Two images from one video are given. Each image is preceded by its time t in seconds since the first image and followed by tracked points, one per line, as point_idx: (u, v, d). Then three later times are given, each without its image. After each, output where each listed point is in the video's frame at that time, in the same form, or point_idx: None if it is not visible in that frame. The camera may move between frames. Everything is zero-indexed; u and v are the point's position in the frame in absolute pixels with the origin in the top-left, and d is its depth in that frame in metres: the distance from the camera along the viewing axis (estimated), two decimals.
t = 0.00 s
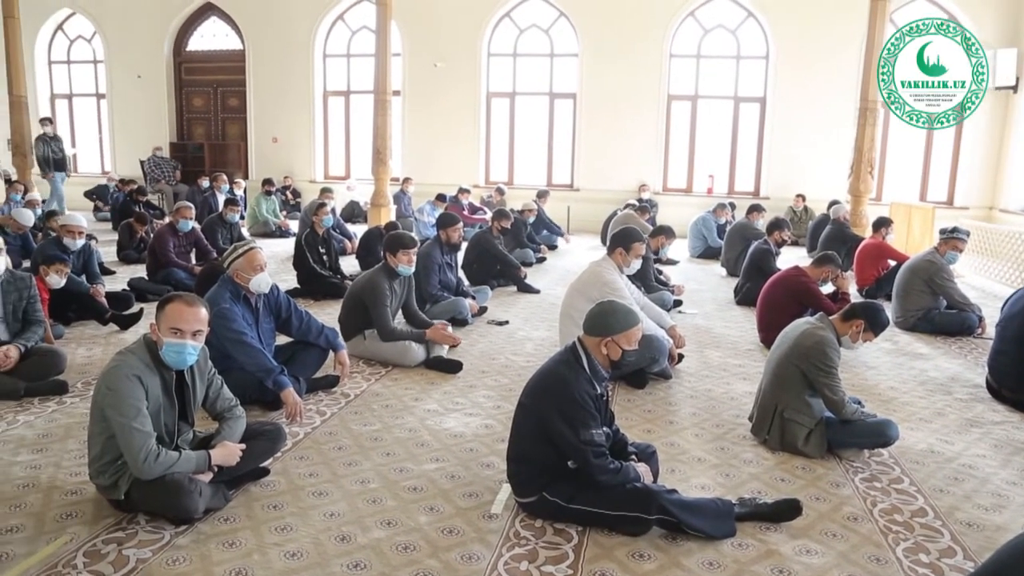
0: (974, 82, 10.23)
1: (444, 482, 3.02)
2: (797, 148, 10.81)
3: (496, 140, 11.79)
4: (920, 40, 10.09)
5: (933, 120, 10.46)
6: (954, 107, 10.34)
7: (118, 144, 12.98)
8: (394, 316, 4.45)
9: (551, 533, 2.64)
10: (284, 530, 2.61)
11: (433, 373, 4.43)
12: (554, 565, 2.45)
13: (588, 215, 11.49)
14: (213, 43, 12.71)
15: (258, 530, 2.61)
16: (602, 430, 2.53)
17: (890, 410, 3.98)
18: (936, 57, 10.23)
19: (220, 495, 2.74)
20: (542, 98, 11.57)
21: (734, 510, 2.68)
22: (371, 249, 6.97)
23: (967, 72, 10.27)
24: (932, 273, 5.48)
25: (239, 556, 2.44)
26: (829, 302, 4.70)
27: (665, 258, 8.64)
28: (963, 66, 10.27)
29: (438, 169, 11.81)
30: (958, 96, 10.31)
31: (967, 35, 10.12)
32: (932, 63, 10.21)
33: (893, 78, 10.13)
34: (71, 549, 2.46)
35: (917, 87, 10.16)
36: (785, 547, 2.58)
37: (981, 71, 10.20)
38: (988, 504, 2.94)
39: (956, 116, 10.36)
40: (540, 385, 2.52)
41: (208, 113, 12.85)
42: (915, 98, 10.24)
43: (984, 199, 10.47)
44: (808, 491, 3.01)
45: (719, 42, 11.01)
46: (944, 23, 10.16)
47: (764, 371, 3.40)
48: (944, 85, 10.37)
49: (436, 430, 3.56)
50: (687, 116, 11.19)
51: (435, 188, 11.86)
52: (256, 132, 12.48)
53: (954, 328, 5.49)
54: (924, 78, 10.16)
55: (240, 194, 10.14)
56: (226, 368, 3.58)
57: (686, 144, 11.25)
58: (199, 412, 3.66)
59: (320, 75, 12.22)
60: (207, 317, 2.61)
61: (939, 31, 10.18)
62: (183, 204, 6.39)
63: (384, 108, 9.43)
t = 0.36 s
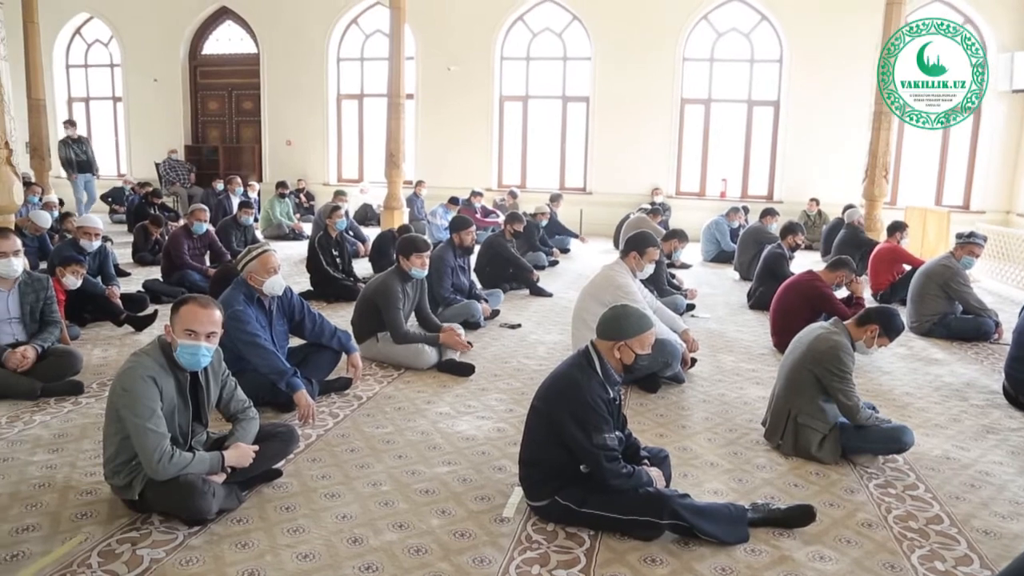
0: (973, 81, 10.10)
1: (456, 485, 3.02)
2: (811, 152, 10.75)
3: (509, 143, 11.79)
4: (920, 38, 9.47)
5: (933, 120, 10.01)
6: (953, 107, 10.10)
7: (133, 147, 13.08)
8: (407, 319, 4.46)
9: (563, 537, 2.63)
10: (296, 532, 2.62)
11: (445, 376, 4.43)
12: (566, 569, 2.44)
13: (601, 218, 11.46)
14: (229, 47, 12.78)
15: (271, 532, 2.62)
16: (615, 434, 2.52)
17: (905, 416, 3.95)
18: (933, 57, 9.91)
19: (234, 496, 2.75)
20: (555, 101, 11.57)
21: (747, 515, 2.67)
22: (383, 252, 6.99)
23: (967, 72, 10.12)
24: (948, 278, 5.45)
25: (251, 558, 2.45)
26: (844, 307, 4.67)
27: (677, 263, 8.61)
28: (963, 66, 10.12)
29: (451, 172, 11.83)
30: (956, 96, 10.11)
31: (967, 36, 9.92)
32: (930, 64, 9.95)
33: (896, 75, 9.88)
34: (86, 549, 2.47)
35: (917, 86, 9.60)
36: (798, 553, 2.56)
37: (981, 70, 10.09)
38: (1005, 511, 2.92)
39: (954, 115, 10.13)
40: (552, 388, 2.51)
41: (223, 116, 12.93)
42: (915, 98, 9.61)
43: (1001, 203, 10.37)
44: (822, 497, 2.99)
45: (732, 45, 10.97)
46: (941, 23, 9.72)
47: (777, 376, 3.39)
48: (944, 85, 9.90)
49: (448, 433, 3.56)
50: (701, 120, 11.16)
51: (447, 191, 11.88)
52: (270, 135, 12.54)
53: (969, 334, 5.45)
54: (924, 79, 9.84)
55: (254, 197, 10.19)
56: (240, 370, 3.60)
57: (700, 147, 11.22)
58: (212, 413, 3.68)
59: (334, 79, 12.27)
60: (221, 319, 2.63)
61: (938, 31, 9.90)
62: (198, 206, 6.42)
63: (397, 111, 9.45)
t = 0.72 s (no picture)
0: (973, 81, 10.22)
1: (468, 489, 3.02)
2: (825, 156, 10.71)
3: (522, 147, 11.80)
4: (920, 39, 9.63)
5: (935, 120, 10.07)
6: (953, 106, 10.19)
7: (148, 150, 13.19)
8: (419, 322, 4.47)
9: (574, 542, 2.63)
10: (308, 535, 2.62)
11: (457, 379, 4.43)
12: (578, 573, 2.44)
13: (614, 222, 11.45)
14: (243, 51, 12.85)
15: (283, 534, 2.62)
16: (627, 438, 2.51)
17: (920, 422, 3.92)
18: (935, 57, 10.00)
19: (246, 498, 2.76)
20: (567, 105, 11.57)
21: (760, 521, 2.65)
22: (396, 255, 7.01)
23: (967, 72, 10.24)
24: (964, 283, 5.41)
25: (263, 560, 2.46)
26: (858, 312, 4.65)
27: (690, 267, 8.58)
28: (964, 66, 10.23)
29: (463, 176, 11.86)
30: (957, 96, 10.23)
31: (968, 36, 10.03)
32: (932, 64, 9.97)
33: (892, 78, 10.17)
34: (100, 549, 2.48)
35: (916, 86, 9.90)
36: (812, 559, 2.55)
37: (981, 71, 10.21)
38: (1021, 519, 2.89)
39: (955, 115, 10.21)
40: (565, 392, 2.51)
41: (238, 120, 13.00)
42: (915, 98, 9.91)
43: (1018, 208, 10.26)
44: (836, 503, 2.97)
45: (746, 49, 10.95)
46: (942, 24, 9.89)
47: (791, 381, 3.37)
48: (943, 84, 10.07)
49: (460, 436, 3.56)
50: (714, 123, 11.13)
51: (460, 195, 11.90)
52: (283, 139, 12.61)
53: (985, 339, 5.40)
54: (924, 78, 9.93)
55: (267, 200, 10.23)
56: (253, 373, 3.62)
57: (713, 151, 11.19)
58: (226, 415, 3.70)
59: (347, 83, 12.31)
60: (235, 322, 2.64)
61: (940, 31, 9.99)
62: (212, 209, 6.46)
63: (410, 115, 9.47)
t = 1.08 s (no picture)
0: (973, 81, 10.14)
1: (479, 492, 3.02)
2: (839, 160, 10.65)
3: (534, 150, 11.81)
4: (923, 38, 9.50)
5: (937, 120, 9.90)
6: (955, 107, 10.00)
7: (163, 153, 13.28)
8: (431, 325, 4.48)
9: (586, 546, 2.62)
10: (320, 537, 2.63)
11: (469, 383, 4.44)
12: None
13: (626, 226, 11.43)
14: (257, 55, 12.91)
15: (295, 536, 2.63)
16: (640, 443, 2.51)
17: (935, 428, 3.89)
18: (935, 57, 9.84)
19: (259, 500, 2.77)
20: (580, 109, 11.57)
21: (773, 527, 2.64)
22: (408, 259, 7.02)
23: (967, 72, 10.14)
24: (979, 288, 5.38)
25: (276, 561, 2.47)
26: (871, 316, 4.62)
27: (703, 271, 8.56)
28: (963, 66, 10.12)
29: (475, 180, 11.87)
30: (957, 96, 10.05)
31: (968, 35, 9.90)
32: (932, 64, 9.85)
33: (892, 78, 10.25)
34: (114, 550, 2.50)
35: (918, 87, 9.87)
36: (825, 566, 2.53)
37: (981, 71, 10.12)
38: None
39: (957, 115, 10.01)
40: (577, 396, 2.51)
41: (251, 123, 13.06)
42: (916, 98, 9.87)
43: None
44: (850, 509, 2.95)
45: (759, 52, 10.91)
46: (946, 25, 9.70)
47: (804, 387, 3.36)
48: (944, 85, 9.96)
49: (472, 440, 3.56)
50: (727, 127, 11.10)
51: (472, 199, 11.92)
52: (297, 142, 12.67)
53: (1001, 345, 5.36)
54: (924, 78, 9.89)
55: (281, 203, 10.28)
56: (266, 375, 3.63)
57: (725, 155, 11.16)
58: (239, 417, 3.72)
59: (360, 87, 12.36)
60: (248, 324, 2.65)
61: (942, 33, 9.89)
62: (225, 212, 6.49)
63: (423, 119, 9.48)
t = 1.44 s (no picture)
0: (973, 82, 10.01)
1: (491, 495, 3.02)
2: (853, 163, 10.60)
3: (546, 154, 11.81)
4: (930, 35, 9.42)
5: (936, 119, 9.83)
6: (954, 106, 9.94)
7: (178, 156, 13.37)
8: (443, 329, 4.48)
9: (597, 550, 2.62)
10: (332, 539, 2.63)
11: (481, 386, 4.44)
12: None
13: (638, 229, 11.41)
14: (271, 59, 12.98)
15: (307, 538, 2.64)
16: (652, 447, 2.50)
17: (950, 434, 3.86)
18: (936, 56, 9.89)
19: (271, 502, 2.78)
20: (592, 112, 11.57)
21: (786, 532, 2.62)
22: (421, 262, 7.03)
23: (967, 72, 10.01)
24: (995, 293, 5.33)
25: (288, 563, 2.48)
26: (885, 321, 4.59)
27: (716, 275, 8.53)
28: (963, 66, 9.99)
29: (488, 183, 11.89)
30: (957, 96, 9.96)
31: (968, 36, 9.81)
32: (932, 63, 9.94)
33: (891, 78, 10.29)
34: (128, 550, 2.51)
35: (920, 88, 10.06)
36: (838, 572, 2.51)
37: (981, 71, 9.98)
38: None
39: (957, 114, 9.96)
40: (589, 400, 2.50)
41: (265, 127, 13.13)
42: (918, 99, 10.10)
43: None
44: (863, 515, 2.94)
45: (772, 55, 10.88)
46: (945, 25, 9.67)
47: (817, 392, 3.34)
48: (944, 84, 9.94)
49: (484, 443, 3.56)
50: (740, 131, 11.07)
51: (484, 202, 11.94)
52: (310, 145, 12.72)
53: (1017, 350, 5.32)
54: (924, 78, 10.08)
55: (294, 206, 10.32)
56: (279, 377, 3.65)
57: (738, 158, 11.12)
58: (251, 419, 3.73)
59: (372, 91, 12.39)
60: (261, 327, 2.66)
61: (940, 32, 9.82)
62: (238, 215, 6.52)
63: (435, 122, 9.50)
